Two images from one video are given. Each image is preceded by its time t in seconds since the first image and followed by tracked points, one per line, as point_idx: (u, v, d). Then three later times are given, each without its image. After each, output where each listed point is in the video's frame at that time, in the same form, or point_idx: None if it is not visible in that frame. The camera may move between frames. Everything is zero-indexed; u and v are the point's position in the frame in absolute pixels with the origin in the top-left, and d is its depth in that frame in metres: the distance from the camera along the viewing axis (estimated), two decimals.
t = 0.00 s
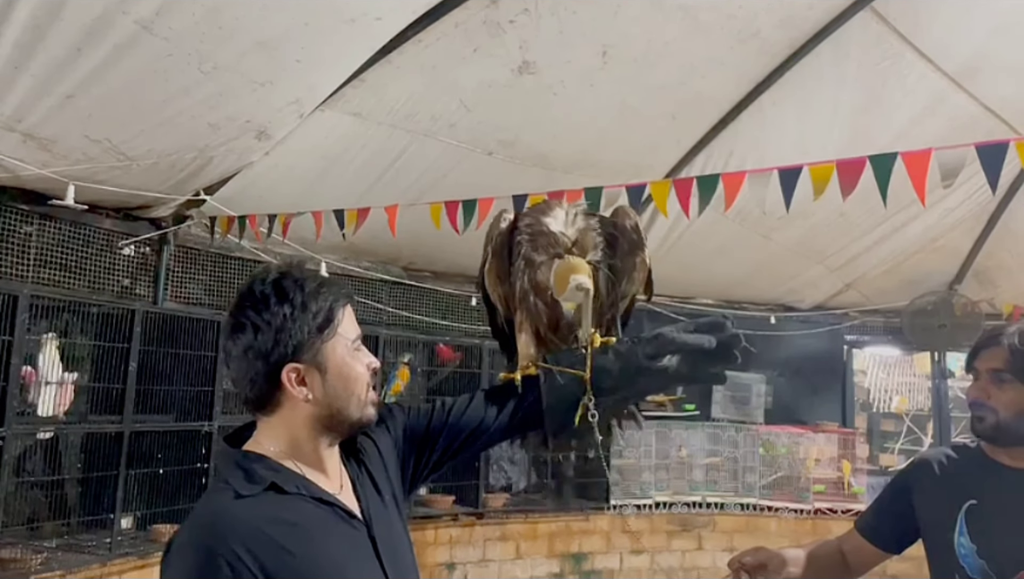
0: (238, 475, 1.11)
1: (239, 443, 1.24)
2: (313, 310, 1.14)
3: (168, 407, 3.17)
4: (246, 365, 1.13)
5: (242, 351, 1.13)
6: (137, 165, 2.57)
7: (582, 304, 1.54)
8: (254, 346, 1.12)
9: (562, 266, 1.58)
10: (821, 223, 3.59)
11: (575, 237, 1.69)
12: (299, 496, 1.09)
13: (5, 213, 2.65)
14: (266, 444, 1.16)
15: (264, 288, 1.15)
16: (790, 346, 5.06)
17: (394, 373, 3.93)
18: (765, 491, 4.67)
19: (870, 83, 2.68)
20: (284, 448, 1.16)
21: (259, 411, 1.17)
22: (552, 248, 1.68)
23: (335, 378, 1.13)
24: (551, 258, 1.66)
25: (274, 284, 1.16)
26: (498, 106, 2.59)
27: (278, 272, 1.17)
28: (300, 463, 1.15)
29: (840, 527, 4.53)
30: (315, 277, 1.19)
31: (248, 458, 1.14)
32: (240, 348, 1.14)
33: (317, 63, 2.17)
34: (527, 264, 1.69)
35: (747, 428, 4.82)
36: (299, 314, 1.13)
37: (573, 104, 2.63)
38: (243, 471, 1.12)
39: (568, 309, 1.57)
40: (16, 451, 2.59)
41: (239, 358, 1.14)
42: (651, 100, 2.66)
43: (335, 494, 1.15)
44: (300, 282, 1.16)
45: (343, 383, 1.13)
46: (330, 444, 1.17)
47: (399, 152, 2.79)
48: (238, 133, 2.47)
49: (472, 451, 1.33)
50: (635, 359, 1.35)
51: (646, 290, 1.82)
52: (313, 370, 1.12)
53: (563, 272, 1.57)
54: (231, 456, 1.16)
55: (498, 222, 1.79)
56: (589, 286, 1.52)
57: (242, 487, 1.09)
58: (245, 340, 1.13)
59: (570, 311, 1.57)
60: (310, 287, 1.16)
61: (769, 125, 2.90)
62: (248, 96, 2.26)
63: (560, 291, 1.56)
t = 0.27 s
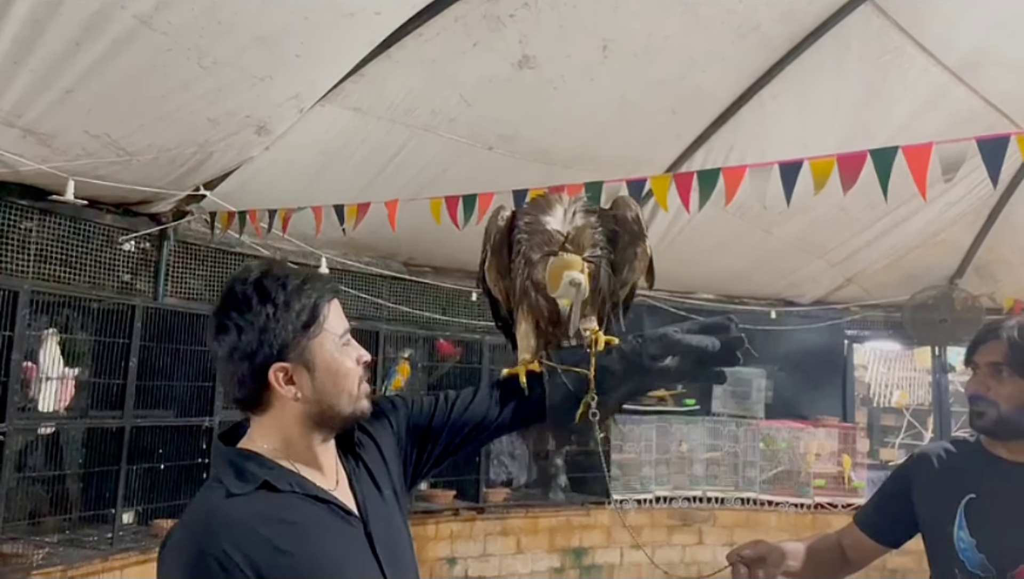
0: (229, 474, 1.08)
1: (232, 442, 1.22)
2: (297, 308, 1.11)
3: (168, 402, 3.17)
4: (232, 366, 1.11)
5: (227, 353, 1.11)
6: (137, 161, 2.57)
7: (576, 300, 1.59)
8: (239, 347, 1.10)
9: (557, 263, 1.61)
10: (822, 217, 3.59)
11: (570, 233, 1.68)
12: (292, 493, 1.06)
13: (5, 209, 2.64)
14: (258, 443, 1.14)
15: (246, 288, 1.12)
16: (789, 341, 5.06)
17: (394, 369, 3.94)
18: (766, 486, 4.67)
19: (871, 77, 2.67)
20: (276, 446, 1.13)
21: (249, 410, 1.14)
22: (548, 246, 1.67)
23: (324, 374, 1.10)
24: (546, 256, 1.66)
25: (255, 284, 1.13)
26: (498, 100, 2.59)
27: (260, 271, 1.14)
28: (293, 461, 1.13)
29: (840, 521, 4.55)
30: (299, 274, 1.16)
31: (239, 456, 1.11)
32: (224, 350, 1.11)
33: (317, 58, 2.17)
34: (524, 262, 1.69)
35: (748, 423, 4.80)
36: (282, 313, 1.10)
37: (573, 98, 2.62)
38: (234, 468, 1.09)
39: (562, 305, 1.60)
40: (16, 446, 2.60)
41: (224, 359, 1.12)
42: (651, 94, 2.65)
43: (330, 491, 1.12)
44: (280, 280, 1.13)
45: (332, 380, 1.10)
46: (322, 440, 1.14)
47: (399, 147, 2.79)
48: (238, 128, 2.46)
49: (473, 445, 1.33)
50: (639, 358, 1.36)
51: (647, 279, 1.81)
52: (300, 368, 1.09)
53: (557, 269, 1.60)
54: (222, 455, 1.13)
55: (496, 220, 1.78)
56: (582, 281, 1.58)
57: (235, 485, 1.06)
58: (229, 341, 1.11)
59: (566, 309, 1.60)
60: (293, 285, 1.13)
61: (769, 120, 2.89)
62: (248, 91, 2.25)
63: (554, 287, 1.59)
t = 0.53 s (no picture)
0: (229, 465, 1.08)
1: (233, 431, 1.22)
2: (279, 299, 1.09)
3: (170, 394, 3.18)
4: (220, 363, 1.11)
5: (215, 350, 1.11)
6: (137, 153, 2.57)
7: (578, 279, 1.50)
8: (225, 343, 1.09)
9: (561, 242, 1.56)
10: (823, 208, 3.59)
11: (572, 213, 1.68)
12: (292, 482, 1.06)
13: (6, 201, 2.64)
14: (256, 433, 1.13)
15: (226, 284, 1.10)
16: (791, 332, 5.05)
17: (394, 361, 3.98)
18: (766, 477, 4.69)
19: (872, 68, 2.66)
20: (274, 436, 1.12)
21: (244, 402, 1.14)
22: (551, 225, 1.69)
23: (313, 363, 1.09)
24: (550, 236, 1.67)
25: (236, 277, 1.11)
26: (498, 91, 2.58)
27: (239, 264, 1.12)
28: (292, 450, 1.12)
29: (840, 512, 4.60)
30: (280, 264, 1.13)
31: (238, 447, 1.10)
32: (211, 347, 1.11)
33: (316, 49, 2.16)
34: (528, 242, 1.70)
35: (749, 414, 4.78)
36: (264, 307, 1.08)
37: (574, 89, 2.62)
38: (234, 458, 1.08)
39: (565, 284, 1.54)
40: (19, 438, 2.61)
41: (213, 356, 1.12)
42: (652, 85, 2.65)
43: (331, 479, 1.11)
44: (260, 273, 1.11)
45: (322, 368, 1.09)
46: (320, 428, 1.13)
47: (400, 138, 2.78)
48: (238, 120, 2.46)
49: (480, 426, 1.27)
50: (636, 325, 1.23)
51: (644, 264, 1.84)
52: (289, 359, 1.08)
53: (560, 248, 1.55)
54: (222, 447, 1.13)
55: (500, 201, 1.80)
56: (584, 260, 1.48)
57: (236, 476, 1.05)
58: (215, 338, 1.10)
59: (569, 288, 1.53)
60: (274, 277, 1.11)
61: (770, 111, 2.89)
62: (248, 83, 2.25)
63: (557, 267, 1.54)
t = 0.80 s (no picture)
0: (232, 450, 1.08)
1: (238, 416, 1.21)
2: (280, 286, 1.10)
3: (172, 385, 3.18)
4: (222, 350, 1.12)
5: (216, 337, 1.12)
6: (137, 144, 2.56)
7: (573, 241, 1.56)
8: (226, 330, 1.10)
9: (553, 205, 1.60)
10: (824, 198, 3.58)
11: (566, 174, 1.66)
12: (295, 468, 1.06)
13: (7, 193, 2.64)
14: (260, 419, 1.13)
15: (226, 271, 1.11)
16: (791, 323, 5.07)
17: (396, 352, 3.98)
18: (767, 466, 4.73)
19: (874, 57, 2.65)
20: (277, 422, 1.13)
21: (247, 388, 1.14)
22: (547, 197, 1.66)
23: (315, 349, 1.08)
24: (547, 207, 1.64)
25: (235, 266, 1.12)
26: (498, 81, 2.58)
27: (240, 252, 1.13)
28: (295, 436, 1.12)
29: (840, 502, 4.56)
30: (281, 251, 1.14)
31: (241, 433, 1.11)
32: (213, 335, 1.12)
33: (316, 40, 2.16)
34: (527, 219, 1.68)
35: (750, 404, 4.85)
36: (264, 293, 1.09)
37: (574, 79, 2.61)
38: (237, 445, 1.09)
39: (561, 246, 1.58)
40: (23, 429, 2.62)
41: (215, 344, 1.13)
42: (652, 74, 2.64)
43: (334, 465, 1.12)
44: (260, 260, 1.12)
45: (324, 353, 1.08)
46: (322, 414, 1.13)
47: (400, 129, 2.78)
48: (238, 110, 2.46)
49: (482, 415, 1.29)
50: (640, 324, 1.20)
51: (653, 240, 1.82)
52: (291, 345, 1.08)
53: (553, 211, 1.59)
54: (226, 432, 1.13)
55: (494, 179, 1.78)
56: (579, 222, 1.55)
57: (239, 462, 1.06)
58: (217, 326, 1.11)
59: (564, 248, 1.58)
60: (273, 264, 1.12)
61: (770, 100, 2.88)
62: (247, 73, 2.25)
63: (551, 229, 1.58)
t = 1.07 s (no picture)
0: (243, 431, 1.07)
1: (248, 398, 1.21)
2: (293, 270, 1.09)
3: (175, 373, 3.19)
4: (235, 332, 1.11)
5: (229, 320, 1.11)
6: (138, 132, 2.56)
7: (586, 248, 1.54)
8: (240, 313, 1.10)
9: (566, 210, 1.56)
10: (826, 186, 3.57)
11: (580, 177, 1.62)
12: (304, 451, 1.06)
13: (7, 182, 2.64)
14: (271, 402, 1.13)
15: (240, 255, 1.11)
16: (793, 311, 5.04)
17: (398, 341, 3.94)
18: (767, 455, 4.73)
19: (877, 44, 2.64)
20: (287, 405, 1.12)
21: (259, 369, 1.14)
22: (557, 193, 1.62)
23: (327, 334, 1.08)
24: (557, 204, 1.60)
25: (249, 249, 1.11)
26: (499, 69, 2.57)
27: (253, 236, 1.12)
28: (306, 419, 1.12)
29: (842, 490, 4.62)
30: (295, 235, 1.13)
31: (253, 413, 1.10)
32: (227, 317, 1.11)
33: (316, 27, 2.15)
34: (534, 211, 1.63)
35: (751, 392, 4.84)
36: (278, 277, 1.09)
37: (574, 67, 2.60)
38: (248, 426, 1.08)
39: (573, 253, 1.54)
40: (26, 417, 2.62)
41: (228, 327, 1.12)
42: (654, 61, 2.63)
43: (343, 448, 1.12)
44: (274, 244, 1.11)
45: (337, 337, 1.08)
46: (333, 397, 1.13)
47: (400, 117, 2.77)
48: (239, 99, 2.45)
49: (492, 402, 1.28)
50: (649, 307, 1.23)
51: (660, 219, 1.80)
52: (303, 329, 1.08)
53: (567, 216, 1.55)
54: (236, 414, 1.13)
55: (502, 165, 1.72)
56: (591, 230, 1.54)
57: (249, 442, 1.05)
58: (231, 308, 1.11)
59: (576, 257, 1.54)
60: (287, 247, 1.11)
61: (772, 87, 2.87)
62: (248, 61, 2.24)
63: (563, 235, 1.55)
